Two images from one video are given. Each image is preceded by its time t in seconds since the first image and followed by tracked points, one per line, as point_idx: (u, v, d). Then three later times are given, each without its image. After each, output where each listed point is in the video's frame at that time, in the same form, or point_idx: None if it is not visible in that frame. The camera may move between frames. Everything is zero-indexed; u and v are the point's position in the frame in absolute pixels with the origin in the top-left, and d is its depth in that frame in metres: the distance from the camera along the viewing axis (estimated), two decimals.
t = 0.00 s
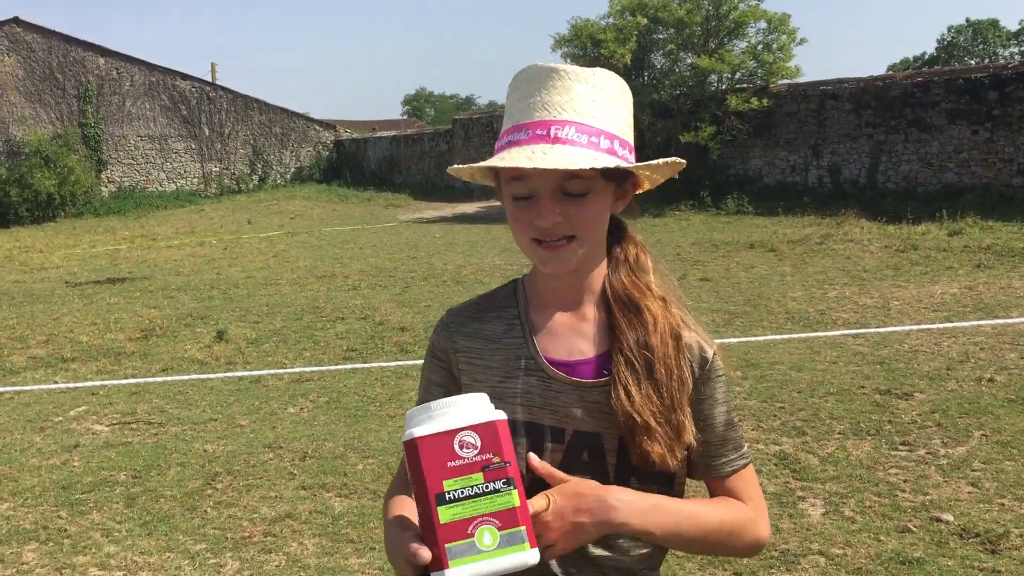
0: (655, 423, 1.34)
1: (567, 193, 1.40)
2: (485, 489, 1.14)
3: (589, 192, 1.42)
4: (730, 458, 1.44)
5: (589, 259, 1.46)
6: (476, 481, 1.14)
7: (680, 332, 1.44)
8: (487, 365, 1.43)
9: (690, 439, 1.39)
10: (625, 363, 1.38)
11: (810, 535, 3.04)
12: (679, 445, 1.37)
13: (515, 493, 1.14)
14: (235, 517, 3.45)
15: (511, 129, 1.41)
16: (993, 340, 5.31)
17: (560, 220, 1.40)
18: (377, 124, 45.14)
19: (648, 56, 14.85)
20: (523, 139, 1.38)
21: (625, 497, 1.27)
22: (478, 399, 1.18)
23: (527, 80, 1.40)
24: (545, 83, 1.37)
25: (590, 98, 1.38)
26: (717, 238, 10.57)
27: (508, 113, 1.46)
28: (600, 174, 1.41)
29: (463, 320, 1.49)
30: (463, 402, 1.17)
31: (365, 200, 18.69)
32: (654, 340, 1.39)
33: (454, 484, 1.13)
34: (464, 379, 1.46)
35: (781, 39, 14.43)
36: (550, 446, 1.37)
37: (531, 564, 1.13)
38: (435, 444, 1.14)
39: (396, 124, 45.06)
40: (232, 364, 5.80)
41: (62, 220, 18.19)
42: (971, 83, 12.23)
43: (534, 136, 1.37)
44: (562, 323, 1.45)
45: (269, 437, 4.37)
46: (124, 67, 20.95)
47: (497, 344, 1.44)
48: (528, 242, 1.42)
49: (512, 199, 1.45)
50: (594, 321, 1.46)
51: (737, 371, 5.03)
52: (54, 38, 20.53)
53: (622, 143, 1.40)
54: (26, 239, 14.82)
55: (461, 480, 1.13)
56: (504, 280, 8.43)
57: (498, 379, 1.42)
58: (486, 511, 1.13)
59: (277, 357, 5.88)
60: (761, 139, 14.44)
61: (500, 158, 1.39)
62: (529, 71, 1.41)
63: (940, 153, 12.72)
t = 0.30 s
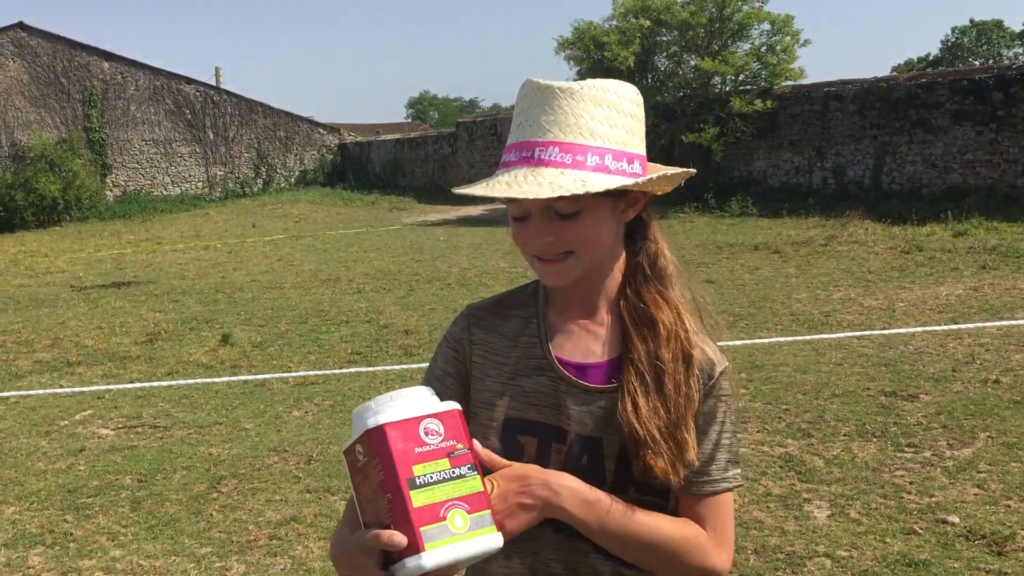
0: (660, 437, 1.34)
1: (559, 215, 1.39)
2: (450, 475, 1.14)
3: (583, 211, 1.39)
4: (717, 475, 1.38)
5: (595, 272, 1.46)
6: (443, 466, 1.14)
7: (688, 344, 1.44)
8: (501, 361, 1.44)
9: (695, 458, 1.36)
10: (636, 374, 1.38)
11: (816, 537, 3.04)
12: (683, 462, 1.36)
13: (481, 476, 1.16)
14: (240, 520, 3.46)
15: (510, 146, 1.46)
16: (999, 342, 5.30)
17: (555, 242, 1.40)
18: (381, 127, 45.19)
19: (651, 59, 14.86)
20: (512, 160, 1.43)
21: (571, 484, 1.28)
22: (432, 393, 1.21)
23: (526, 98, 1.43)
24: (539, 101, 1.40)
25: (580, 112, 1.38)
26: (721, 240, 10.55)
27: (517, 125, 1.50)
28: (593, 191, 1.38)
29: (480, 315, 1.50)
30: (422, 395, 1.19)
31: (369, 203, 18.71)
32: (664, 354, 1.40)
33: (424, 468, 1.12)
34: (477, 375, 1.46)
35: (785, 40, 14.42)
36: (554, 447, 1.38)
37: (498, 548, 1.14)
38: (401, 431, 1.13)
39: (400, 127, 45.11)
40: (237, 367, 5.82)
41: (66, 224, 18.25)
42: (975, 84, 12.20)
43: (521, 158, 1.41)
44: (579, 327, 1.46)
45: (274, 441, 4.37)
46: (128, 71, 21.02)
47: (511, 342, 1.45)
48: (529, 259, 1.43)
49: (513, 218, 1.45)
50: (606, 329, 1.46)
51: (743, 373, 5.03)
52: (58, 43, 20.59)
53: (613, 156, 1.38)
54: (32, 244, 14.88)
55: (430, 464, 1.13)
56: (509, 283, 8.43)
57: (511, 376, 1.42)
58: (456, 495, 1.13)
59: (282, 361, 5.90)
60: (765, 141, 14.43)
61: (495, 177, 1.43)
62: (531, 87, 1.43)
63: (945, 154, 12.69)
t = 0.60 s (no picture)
0: (656, 456, 1.32)
1: (568, 231, 1.36)
2: (419, 502, 1.12)
3: (590, 224, 1.36)
4: (707, 490, 1.37)
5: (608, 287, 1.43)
6: (410, 495, 1.12)
7: (697, 361, 1.41)
8: (513, 361, 1.44)
9: (690, 473, 1.35)
10: (642, 393, 1.36)
11: (821, 539, 3.03)
12: (680, 479, 1.35)
13: (449, 496, 1.15)
14: (245, 524, 3.46)
15: (517, 162, 1.48)
16: (1004, 343, 5.28)
17: (564, 257, 1.37)
18: (386, 130, 45.27)
19: (655, 61, 14.86)
20: (517, 180, 1.45)
21: (548, 492, 1.27)
22: (388, 419, 1.18)
23: (531, 115, 1.43)
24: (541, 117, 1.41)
25: (582, 125, 1.37)
26: (725, 242, 10.54)
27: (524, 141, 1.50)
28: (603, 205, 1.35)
29: (497, 313, 1.50)
30: (380, 426, 1.15)
31: (373, 206, 18.74)
32: (674, 369, 1.39)
33: (392, 503, 1.10)
34: (490, 374, 1.46)
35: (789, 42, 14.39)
36: (553, 451, 1.38)
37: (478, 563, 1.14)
38: (363, 470, 1.11)
39: (405, 130, 45.18)
40: (242, 371, 5.84)
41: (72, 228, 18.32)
42: (980, 85, 12.16)
43: (526, 178, 1.43)
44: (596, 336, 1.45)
45: (279, 444, 4.38)
46: (133, 76, 21.08)
47: (526, 341, 1.45)
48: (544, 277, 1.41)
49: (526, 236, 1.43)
50: (619, 338, 1.46)
51: (748, 375, 5.02)
52: (63, 47, 20.65)
53: (618, 167, 1.37)
54: (37, 248, 14.94)
55: (397, 498, 1.11)
56: (514, 286, 8.44)
57: (522, 377, 1.43)
58: (428, 522, 1.12)
59: (287, 364, 5.90)
60: (770, 143, 14.41)
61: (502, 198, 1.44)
62: (537, 105, 1.43)
63: (950, 155, 12.65)
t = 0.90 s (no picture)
0: (667, 461, 1.32)
1: (566, 212, 1.38)
2: (407, 514, 1.13)
3: (591, 204, 1.37)
4: (709, 501, 1.36)
5: (610, 281, 1.44)
6: (398, 509, 1.12)
7: (702, 366, 1.40)
8: (513, 373, 1.46)
9: (703, 478, 1.35)
10: (647, 403, 1.35)
11: (827, 543, 3.02)
12: (692, 484, 1.34)
13: (436, 507, 1.15)
14: (250, 528, 3.47)
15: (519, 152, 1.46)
16: (1010, 346, 5.27)
17: (562, 239, 1.38)
18: (390, 135, 45.34)
19: (660, 64, 14.85)
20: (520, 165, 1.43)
21: (548, 508, 1.27)
22: (369, 441, 1.20)
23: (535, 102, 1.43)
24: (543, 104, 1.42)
25: (583, 109, 1.38)
26: (730, 245, 10.54)
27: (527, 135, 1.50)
28: (599, 186, 1.36)
29: (496, 325, 1.51)
30: (358, 446, 1.17)
31: (379, 210, 18.78)
32: (681, 373, 1.38)
33: (380, 517, 1.11)
34: (491, 386, 1.48)
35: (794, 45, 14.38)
36: (555, 461, 1.40)
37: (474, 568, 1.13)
38: (348, 489, 1.12)
39: (409, 134, 45.30)
40: (247, 375, 5.85)
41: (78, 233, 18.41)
42: (985, 88, 12.15)
43: (528, 160, 1.41)
44: (594, 343, 1.45)
45: (284, 448, 4.39)
46: (139, 81, 21.18)
47: (525, 351, 1.46)
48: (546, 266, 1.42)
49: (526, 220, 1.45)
50: (623, 343, 1.45)
51: (753, 378, 5.01)
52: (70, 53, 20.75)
53: (618, 151, 1.36)
54: (44, 253, 15.00)
55: (385, 512, 1.11)
56: (519, 290, 8.44)
57: (521, 390, 1.44)
58: (418, 532, 1.12)
59: (293, 368, 5.92)
60: (775, 146, 14.40)
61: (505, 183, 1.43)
62: (538, 95, 1.44)
63: (955, 158, 12.63)
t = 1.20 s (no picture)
0: (665, 458, 1.32)
1: (605, 207, 1.40)
2: (398, 557, 1.17)
3: (628, 208, 1.41)
4: (717, 495, 1.36)
5: (616, 282, 1.46)
6: (388, 554, 1.17)
7: (697, 368, 1.41)
8: (507, 384, 1.46)
9: (706, 475, 1.35)
10: (642, 403, 1.35)
11: (834, 547, 3.02)
12: (694, 481, 1.34)
13: (425, 548, 1.18)
14: (257, 532, 3.47)
15: (560, 135, 1.45)
16: (1018, 348, 5.25)
17: (594, 233, 1.40)
18: (396, 138, 45.40)
19: (665, 67, 14.84)
20: (572, 146, 1.40)
21: (556, 522, 1.29)
22: (369, 480, 1.24)
23: (590, 87, 1.43)
24: (602, 94, 1.42)
25: (640, 114, 1.41)
26: (736, 247, 10.52)
27: (561, 120, 1.49)
28: (643, 198, 1.41)
29: (486, 337, 1.51)
30: (355, 489, 1.23)
31: (384, 213, 18.81)
32: (675, 374, 1.38)
33: (371, 563, 1.17)
34: (486, 399, 1.48)
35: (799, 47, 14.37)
36: (557, 468, 1.40)
37: None
38: (342, 535, 1.18)
39: (414, 137, 45.38)
40: (253, 378, 5.87)
41: (84, 237, 18.49)
42: (991, 89, 12.13)
43: (584, 145, 1.39)
44: (586, 344, 1.45)
45: (290, 451, 4.40)
46: (145, 85, 21.27)
47: (517, 361, 1.46)
48: (561, 253, 1.42)
49: (550, 201, 1.45)
50: (615, 345, 1.46)
51: (760, 381, 5.00)
52: (76, 57, 20.84)
53: (671, 170, 1.41)
54: (50, 256, 15.06)
55: (375, 558, 1.17)
56: (524, 292, 8.45)
57: (516, 399, 1.44)
58: None
59: (299, 371, 5.93)
60: (781, 148, 14.38)
61: (546, 159, 1.41)
62: (592, 81, 1.44)
63: (962, 160, 12.61)
